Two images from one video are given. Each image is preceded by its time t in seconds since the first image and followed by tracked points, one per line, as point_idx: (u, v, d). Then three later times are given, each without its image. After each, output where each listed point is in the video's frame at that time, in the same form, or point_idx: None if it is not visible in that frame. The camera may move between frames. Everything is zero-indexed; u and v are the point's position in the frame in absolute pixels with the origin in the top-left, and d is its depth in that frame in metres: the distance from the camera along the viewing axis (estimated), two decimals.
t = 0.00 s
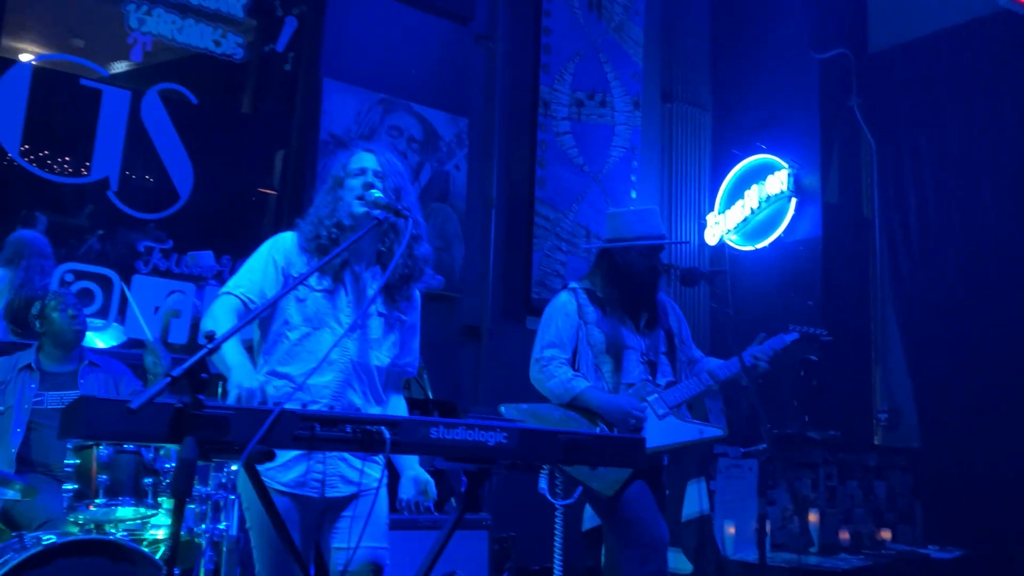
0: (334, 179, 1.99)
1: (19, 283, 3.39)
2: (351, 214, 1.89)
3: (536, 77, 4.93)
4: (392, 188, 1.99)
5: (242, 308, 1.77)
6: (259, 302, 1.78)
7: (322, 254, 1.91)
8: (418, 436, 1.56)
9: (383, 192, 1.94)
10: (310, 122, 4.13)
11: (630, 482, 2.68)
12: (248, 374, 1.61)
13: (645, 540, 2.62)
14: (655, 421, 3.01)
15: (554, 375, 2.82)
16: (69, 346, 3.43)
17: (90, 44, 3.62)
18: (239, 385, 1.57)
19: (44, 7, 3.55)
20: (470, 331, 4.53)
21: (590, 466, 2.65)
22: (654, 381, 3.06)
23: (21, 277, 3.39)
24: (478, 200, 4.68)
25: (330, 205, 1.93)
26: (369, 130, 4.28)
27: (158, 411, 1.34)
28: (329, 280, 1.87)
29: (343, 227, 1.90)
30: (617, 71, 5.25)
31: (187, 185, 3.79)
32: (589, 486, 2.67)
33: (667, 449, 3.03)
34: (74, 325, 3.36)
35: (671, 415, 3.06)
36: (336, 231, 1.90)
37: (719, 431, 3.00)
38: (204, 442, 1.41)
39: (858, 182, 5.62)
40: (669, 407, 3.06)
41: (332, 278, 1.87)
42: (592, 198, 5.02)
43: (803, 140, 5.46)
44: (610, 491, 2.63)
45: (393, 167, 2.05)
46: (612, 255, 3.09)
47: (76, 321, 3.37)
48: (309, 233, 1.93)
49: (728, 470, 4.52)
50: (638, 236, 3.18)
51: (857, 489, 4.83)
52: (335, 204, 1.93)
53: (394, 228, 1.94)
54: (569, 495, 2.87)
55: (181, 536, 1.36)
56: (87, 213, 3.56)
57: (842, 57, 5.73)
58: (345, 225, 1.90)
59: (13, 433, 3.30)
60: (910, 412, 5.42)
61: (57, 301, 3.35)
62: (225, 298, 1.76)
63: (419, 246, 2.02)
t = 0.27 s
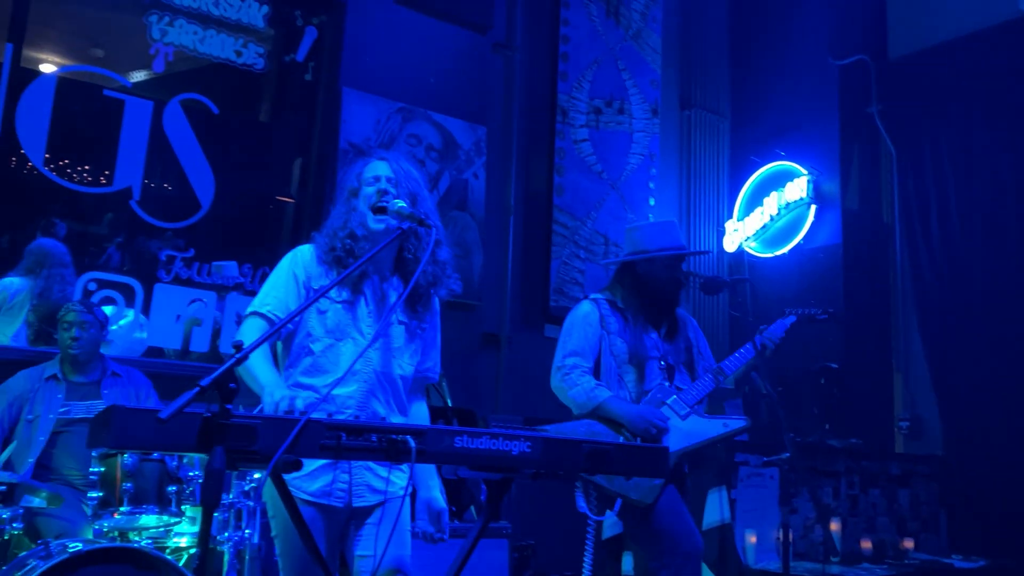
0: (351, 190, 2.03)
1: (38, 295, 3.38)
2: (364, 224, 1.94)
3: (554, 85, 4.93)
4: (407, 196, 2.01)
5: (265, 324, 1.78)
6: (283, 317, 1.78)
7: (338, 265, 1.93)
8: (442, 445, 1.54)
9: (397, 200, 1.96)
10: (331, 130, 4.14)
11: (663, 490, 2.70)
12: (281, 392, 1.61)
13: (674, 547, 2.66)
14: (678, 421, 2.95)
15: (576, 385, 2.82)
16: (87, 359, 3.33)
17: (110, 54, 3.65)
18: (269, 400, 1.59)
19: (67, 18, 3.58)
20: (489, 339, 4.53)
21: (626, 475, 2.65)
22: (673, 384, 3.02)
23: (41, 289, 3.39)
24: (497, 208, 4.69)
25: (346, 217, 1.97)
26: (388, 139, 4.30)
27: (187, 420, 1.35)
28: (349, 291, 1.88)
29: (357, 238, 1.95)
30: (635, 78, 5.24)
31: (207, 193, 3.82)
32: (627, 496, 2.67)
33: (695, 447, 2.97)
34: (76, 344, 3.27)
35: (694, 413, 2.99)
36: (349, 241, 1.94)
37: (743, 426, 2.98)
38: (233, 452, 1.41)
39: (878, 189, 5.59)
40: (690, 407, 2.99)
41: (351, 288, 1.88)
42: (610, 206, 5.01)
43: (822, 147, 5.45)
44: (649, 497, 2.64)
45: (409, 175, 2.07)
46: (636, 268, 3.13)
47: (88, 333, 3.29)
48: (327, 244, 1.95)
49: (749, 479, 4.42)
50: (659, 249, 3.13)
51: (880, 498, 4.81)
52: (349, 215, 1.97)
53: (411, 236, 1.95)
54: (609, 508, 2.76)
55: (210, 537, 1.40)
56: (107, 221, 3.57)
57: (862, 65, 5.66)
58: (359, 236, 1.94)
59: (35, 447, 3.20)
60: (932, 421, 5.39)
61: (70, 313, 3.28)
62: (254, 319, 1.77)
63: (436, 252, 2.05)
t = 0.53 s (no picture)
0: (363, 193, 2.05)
1: (53, 298, 3.41)
2: (376, 226, 1.95)
3: (565, 88, 4.94)
4: (419, 198, 2.02)
5: (277, 328, 1.79)
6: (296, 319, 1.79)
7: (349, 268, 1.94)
8: (455, 447, 1.54)
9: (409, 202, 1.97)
10: (343, 133, 4.16)
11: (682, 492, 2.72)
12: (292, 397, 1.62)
13: (689, 548, 2.64)
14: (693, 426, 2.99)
15: (593, 390, 2.82)
16: (102, 358, 3.35)
17: (123, 58, 3.67)
18: (285, 406, 1.59)
19: (80, 23, 3.61)
20: (500, 343, 4.53)
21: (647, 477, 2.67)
22: (688, 389, 3.05)
23: (55, 292, 3.42)
24: (508, 212, 4.69)
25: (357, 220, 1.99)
26: (399, 142, 4.31)
27: (202, 422, 1.36)
28: (360, 294, 1.88)
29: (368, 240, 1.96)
30: (645, 81, 5.24)
31: (219, 196, 3.83)
32: (647, 498, 2.67)
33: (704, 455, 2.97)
34: (90, 340, 3.29)
35: (710, 420, 3.04)
36: (362, 243, 1.95)
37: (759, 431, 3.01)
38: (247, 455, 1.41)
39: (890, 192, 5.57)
40: (706, 412, 3.04)
41: (363, 291, 1.89)
42: (621, 209, 5.01)
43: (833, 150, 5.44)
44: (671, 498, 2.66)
45: (421, 178, 2.08)
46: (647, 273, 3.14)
47: (103, 331, 3.32)
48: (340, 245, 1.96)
49: (761, 481, 4.48)
50: (671, 254, 3.12)
51: (892, 502, 4.86)
52: (362, 216, 1.99)
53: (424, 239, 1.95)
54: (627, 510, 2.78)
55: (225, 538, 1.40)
56: (119, 225, 3.59)
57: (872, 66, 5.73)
58: (370, 240, 1.95)
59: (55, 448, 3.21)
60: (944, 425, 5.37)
61: (86, 311, 3.33)
62: (266, 322, 1.78)
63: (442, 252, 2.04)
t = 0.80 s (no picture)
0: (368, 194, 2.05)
1: (59, 296, 3.43)
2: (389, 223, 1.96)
3: (572, 92, 4.95)
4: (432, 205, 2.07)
5: (273, 343, 1.78)
6: (292, 333, 1.78)
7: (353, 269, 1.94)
8: (463, 451, 1.54)
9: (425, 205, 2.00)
10: (350, 137, 4.17)
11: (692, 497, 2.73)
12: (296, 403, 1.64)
13: (700, 551, 2.64)
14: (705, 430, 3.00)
15: (607, 393, 2.81)
16: (111, 362, 3.32)
17: (131, 61, 3.69)
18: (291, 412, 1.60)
19: (88, 27, 3.63)
20: (506, 345, 4.53)
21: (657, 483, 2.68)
22: (698, 393, 3.08)
23: (60, 290, 3.43)
24: (514, 215, 4.69)
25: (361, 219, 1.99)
26: (407, 146, 4.32)
27: (212, 426, 1.37)
28: (360, 299, 1.87)
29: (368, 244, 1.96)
30: (652, 84, 5.24)
31: (226, 199, 3.85)
32: (658, 500, 2.67)
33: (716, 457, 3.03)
34: (99, 343, 3.27)
35: (720, 425, 3.07)
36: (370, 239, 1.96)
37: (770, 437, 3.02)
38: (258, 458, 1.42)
39: (897, 196, 5.56)
40: (717, 416, 3.07)
41: (362, 296, 1.87)
42: (628, 212, 5.01)
43: (841, 154, 5.44)
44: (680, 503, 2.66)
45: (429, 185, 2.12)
46: (655, 277, 3.13)
47: (113, 335, 3.30)
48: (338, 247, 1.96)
49: (767, 485, 4.49)
50: (680, 260, 3.11)
51: (899, 506, 4.87)
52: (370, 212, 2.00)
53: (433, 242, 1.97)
54: (636, 513, 2.76)
55: (236, 541, 1.41)
56: (127, 228, 3.60)
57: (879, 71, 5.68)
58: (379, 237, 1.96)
59: (71, 450, 3.17)
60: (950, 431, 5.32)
61: (95, 314, 3.30)
62: (262, 336, 1.78)
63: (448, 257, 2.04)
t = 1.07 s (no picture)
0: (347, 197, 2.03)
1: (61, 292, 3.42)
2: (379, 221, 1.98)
3: (577, 93, 4.96)
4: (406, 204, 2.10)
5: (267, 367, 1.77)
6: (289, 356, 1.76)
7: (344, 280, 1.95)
8: (469, 452, 1.55)
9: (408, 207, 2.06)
10: (356, 139, 4.19)
11: (698, 498, 2.73)
12: (293, 401, 1.66)
13: (706, 552, 2.64)
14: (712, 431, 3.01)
15: (614, 396, 2.82)
16: (120, 361, 3.34)
17: (136, 62, 3.70)
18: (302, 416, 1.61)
19: (95, 29, 3.66)
20: (511, 346, 4.55)
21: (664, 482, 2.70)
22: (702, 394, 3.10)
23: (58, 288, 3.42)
24: (519, 217, 4.70)
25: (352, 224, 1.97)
26: (412, 147, 4.32)
27: (219, 426, 1.38)
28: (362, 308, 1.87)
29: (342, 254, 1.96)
30: (657, 86, 5.24)
31: (233, 201, 3.86)
32: (665, 501, 2.69)
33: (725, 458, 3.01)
34: (106, 342, 3.31)
35: (726, 425, 3.07)
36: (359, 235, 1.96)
37: (777, 438, 3.02)
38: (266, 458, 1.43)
39: (902, 197, 5.56)
40: (723, 418, 3.08)
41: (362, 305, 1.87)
42: (632, 213, 5.02)
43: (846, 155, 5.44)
44: (687, 504, 2.67)
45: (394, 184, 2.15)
46: (660, 278, 3.15)
47: (120, 334, 3.33)
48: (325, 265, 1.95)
49: (772, 486, 4.48)
50: (685, 260, 3.12)
51: (903, 506, 4.87)
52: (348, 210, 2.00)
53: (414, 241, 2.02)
54: (643, 515, 2.77)
55: (242, 540, 1.42)
56: (132, 228, 3.61)
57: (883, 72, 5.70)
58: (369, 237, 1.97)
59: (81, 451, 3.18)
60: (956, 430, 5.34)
61: (104, 313, 3.33)
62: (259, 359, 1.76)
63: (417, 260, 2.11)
